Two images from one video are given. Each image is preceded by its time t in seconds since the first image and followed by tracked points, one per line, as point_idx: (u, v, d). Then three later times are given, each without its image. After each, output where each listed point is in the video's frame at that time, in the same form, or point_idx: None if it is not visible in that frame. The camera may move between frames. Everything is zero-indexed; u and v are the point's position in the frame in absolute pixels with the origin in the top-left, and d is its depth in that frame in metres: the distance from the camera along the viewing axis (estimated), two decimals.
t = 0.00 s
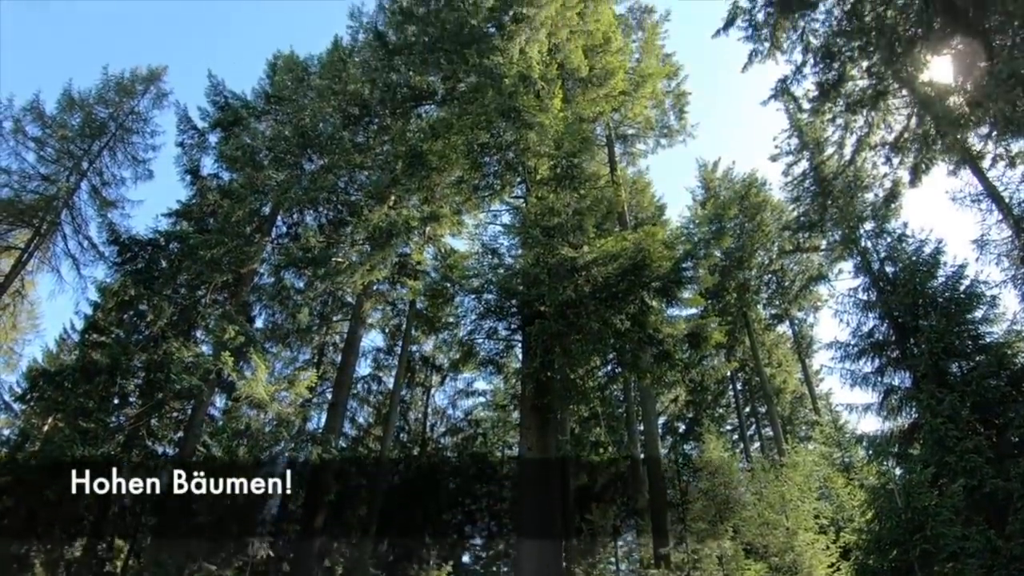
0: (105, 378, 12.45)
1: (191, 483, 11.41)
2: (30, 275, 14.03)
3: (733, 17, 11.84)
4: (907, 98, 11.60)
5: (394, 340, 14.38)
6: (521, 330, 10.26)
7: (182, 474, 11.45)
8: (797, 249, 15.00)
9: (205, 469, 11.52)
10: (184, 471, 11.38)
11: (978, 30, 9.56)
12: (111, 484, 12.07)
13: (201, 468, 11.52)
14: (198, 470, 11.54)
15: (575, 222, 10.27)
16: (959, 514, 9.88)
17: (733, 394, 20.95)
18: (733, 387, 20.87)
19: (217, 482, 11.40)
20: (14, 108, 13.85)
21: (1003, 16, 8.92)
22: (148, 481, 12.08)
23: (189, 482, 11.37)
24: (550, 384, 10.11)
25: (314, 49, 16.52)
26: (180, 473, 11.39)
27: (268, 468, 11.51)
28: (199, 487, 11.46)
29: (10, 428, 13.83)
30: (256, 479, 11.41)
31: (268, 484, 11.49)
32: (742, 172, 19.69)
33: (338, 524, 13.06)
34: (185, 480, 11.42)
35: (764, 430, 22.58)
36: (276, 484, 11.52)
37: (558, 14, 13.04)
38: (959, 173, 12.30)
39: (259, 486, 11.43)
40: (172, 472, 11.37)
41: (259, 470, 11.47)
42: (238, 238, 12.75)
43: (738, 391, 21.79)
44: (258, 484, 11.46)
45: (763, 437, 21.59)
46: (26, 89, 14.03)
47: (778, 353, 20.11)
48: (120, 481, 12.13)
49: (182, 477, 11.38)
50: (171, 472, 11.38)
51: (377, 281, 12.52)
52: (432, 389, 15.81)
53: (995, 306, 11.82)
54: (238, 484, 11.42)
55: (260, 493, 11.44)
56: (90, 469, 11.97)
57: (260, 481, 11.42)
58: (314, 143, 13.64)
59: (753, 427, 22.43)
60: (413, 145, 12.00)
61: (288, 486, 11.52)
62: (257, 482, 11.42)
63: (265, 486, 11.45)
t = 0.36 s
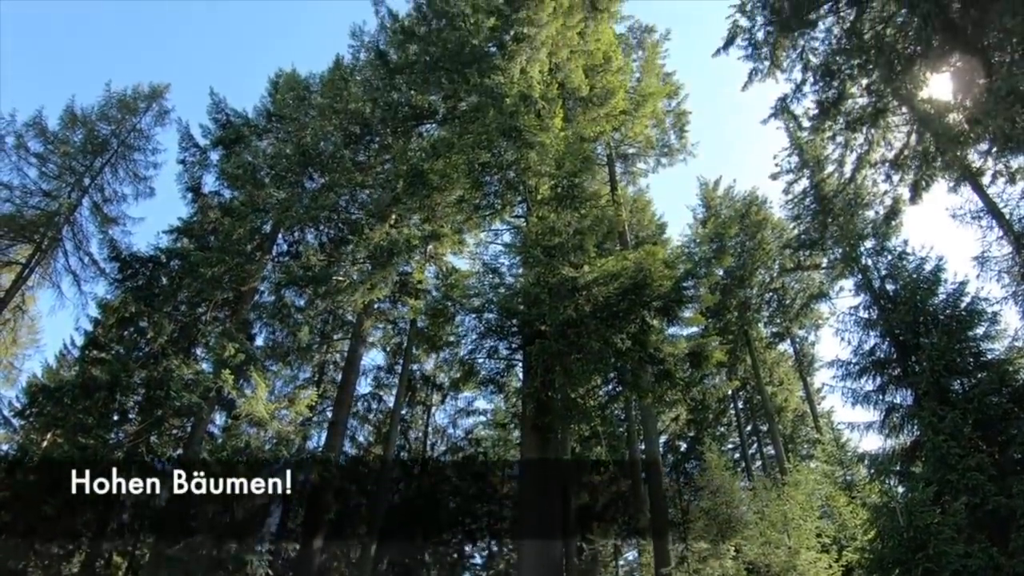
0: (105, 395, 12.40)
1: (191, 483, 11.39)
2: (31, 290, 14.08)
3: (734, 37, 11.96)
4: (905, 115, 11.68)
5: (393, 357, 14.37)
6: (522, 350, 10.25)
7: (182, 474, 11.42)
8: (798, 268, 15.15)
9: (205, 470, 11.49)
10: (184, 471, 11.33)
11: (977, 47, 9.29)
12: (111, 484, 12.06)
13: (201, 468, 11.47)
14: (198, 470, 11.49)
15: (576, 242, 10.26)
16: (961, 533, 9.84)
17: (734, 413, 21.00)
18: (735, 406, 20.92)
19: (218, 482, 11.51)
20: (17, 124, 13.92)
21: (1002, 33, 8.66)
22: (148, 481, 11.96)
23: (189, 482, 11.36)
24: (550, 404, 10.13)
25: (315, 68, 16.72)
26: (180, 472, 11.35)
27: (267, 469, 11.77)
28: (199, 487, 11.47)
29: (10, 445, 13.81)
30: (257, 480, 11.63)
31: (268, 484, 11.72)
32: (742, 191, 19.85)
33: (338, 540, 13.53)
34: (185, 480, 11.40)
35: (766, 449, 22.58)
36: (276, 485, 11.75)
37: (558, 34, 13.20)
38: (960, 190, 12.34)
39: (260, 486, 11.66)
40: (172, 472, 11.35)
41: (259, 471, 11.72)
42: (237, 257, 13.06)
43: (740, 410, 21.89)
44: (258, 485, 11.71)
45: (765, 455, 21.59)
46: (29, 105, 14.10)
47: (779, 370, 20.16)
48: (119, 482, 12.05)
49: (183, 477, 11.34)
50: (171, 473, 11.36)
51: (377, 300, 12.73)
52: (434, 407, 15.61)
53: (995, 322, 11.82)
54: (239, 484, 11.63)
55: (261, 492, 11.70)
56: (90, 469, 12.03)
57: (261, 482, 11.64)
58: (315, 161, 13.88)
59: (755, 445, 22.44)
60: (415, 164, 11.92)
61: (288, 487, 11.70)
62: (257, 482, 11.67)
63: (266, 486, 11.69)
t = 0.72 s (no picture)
0: (103, 411, 12.35)
1: (191, 483, 11.59)
2: (31, 304, 14.03)
3: (734, 55, 12.24)
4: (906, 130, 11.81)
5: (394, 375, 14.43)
6: (523, 368, 10.28)
7: (182, 474, 11.62)
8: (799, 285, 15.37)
9: (205, 470, 11.69)
10: (184, 471, 11.54)
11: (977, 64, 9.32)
12: (111, 484, 12.09)
13: (201, 468, 11.68)
14: (198, 470, 11.69)
15: (576, 260, 10.34)
16: (962, 550, 9.82)
17: (735, 431, 21.13)
18: (736, 424, 21.05)
19: (218, 482, 11.60)
20: (18, 138, 13.97)
21: (1001, 49, 8.68)
22: (148, 481, 11.84)
23: (189, 482, 11.56)
24: (550, 422, 10.09)
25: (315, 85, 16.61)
26: (180, 473, 11.57)
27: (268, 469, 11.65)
28: (199, 487, 11.67)
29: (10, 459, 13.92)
30: (257, 479, 11.56)
31: (268, 484, 11.64)
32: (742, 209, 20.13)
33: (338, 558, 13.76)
34: (185, 480, 11.60)
35: (767, 466, 22.70)
36: (276, 484, 11.71)
37: (559, 52, 13.61)
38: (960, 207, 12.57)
39: (259, 486, 11.58)
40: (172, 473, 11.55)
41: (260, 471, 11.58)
42: (237, 273, 13.15)
43: (741, 428, 22.06)
44: (258, 485, 11.59)
45: (767, 473, 21.68)
46: (30, 118, 14.12)
47: (780, 388, 20.37)
48: (119, 482, 12.04)
49: (183, 477, 11.54)
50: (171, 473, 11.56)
51: (378, 317, 12.67)
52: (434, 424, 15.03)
53: (996, 338, 11.70)
54: (240, 484, 11.60)
55: (260, 493, 11.60)
56: (90, 469, 12.18)
57: (260, 481, 11.56)
58: (316, 179, 13.96)
59: (756, 462, 22.54)
60: (416, 182, 11.87)
61: (288, 486, 11.71)
62: (258, 483, 11.53)
63: (265, 486, 11.60)
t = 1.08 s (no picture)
0: (100, 424, 12.83)
1: (191, 483, 12.04)
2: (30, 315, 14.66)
3: (734, 72, 12.65)
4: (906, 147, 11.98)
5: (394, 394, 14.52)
6: (523, 386, 10.33)
7: (182, 474, 12.11)
8: (799, 301, 15.50)
9: (205, 470, 12.12)
10: (184, 472, 12.02)
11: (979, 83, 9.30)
12: (111, 484, 12.35)
13: (200, 468, 12.11)
14: (197, 470, 12.13)
15: (577, 277, 10.33)
16: (963, 565, 9.82)
17: (735, 448, 21.25)
18: (736, 440, 21.15)
19: (217, 482, 12.00)
20: (22, 150, 14.89)
21: (999, 65, 8.81)
22: (147, 481, 12.25)
23: (189, 482, 12.03)
24: (550, 440, 9.97)
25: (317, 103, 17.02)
26: (181, 473, 12.07)
27: (269, 469, 11.89)
28: (198, 487, 12.10)
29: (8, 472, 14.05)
30: (257, 479, 11.80)
31: (269, 484, 11.90)
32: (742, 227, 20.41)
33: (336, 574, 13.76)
34: (185, 480, 12.08)
35: (767, 483, 22.77)
36: (276, 485, 11.96)
37: (559, 70, 13.95)
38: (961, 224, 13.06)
39: (259, 486, 11.85)
40: (172, 473, 12.08)
41: (260, 471, 11.82)
42: (236, 287, 13.98)
43: (741, 444, 22.19)
44: (258, 485, 11.88)
45: (768, 490, 21.71)
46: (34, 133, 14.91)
47: (780, 405, 20.55)
48: (119, 482, 12.32)
49: (183, 477, 12.03)
50: (171, 473, 12.07)
51: (378, 331, 13.02)
52: (433, 440, 14.89)
53: (998, 354, 11.85)
54: (239, 484, 11.79)
55: (261, 492, 11.88)
56: (90, 470, 12.41)
57: (260, 481, 11.81)
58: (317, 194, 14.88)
59: (756, 479, 22.61)
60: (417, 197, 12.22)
61: (288, 486, 12.00)
62: (257, 483, 11.81)
63: (266, 486, 11.86)
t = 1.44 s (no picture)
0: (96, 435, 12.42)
1: (191, 483, 11.88)
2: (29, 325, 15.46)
3: (734, 88, 12.62)
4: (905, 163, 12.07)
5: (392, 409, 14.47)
6: (522, 402, 10.47)
7: (182, 473, 11.86)
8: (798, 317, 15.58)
9: (206, 470, 11.98)
10: (185, 471, 11.79)
11: (977, 96, 9.32)
12: (111, 484, 12.33)
13: (201, 468, 11.96)
14: (198, 470, 11.96)
15: (576, 293, 10.56)
16: None
17: (735, 463, 21.34)
18: (736, 456, 21.22)
19: (218, 482, 12.08)
20: (23, 161, 15.33)
21: (999, 81, 8.84)
22: (147, 481, 11.87)
23: (189, 481, 11.86)
24: (549, 454, 10.02)
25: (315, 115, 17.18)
26: (181, 472, 11.80)
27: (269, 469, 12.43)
28: (198, 487, 11.99)
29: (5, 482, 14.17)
30: (257, 480, 12.31)
31: (268, 484, 12.44)
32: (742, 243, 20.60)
33: None
34: (185, 479, 11.86)
35: (767, 498, 22.86)
36: (275, 484, 12.54)
37: (560, 86, 14.15)
38: (960, 239, 13.23)
39: (259, 486, 12.37)
40: (172, 472, 11.78)
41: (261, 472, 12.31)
42: (236, 300, 14.40)
43: (741, 460, 22.29)
44: (258, 485, 12.36)
45: (768, 505, 21.75)
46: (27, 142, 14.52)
47: (780, 420, 20.71)
48: (119, 482, 12.23)
49: (183, 476, 11.80)
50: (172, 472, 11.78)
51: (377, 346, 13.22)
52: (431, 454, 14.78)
53: (997, 370, 11.85)
54: (240, 484, 12.22)
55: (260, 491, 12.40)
56: (90, 470, 12.34)
57: (260, 482, 12.33)
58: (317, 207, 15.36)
59: (756, 494, 22.67)
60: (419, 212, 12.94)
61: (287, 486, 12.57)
62: (258, 482, 12.29)
63: (265, 485, 12.39)
